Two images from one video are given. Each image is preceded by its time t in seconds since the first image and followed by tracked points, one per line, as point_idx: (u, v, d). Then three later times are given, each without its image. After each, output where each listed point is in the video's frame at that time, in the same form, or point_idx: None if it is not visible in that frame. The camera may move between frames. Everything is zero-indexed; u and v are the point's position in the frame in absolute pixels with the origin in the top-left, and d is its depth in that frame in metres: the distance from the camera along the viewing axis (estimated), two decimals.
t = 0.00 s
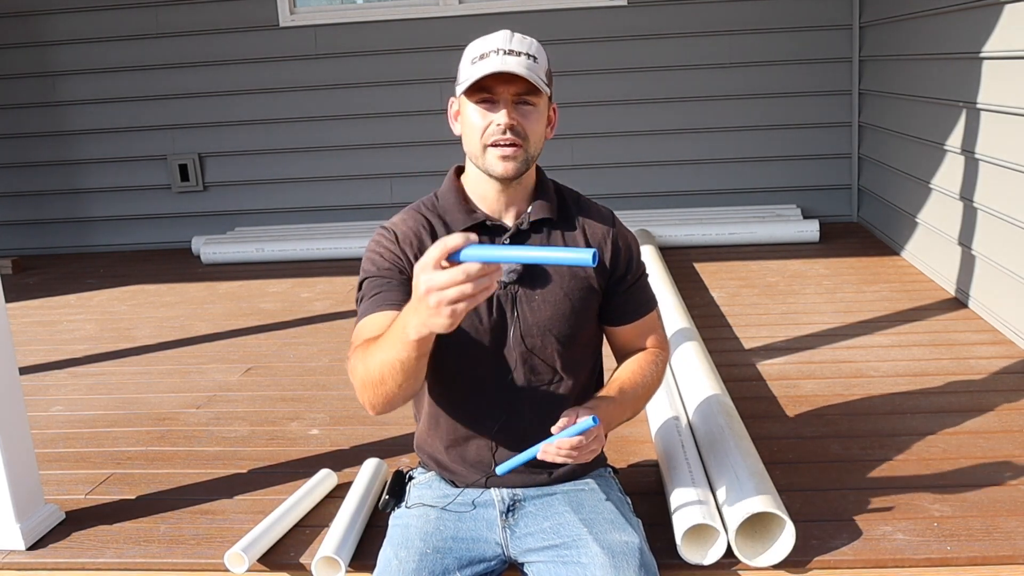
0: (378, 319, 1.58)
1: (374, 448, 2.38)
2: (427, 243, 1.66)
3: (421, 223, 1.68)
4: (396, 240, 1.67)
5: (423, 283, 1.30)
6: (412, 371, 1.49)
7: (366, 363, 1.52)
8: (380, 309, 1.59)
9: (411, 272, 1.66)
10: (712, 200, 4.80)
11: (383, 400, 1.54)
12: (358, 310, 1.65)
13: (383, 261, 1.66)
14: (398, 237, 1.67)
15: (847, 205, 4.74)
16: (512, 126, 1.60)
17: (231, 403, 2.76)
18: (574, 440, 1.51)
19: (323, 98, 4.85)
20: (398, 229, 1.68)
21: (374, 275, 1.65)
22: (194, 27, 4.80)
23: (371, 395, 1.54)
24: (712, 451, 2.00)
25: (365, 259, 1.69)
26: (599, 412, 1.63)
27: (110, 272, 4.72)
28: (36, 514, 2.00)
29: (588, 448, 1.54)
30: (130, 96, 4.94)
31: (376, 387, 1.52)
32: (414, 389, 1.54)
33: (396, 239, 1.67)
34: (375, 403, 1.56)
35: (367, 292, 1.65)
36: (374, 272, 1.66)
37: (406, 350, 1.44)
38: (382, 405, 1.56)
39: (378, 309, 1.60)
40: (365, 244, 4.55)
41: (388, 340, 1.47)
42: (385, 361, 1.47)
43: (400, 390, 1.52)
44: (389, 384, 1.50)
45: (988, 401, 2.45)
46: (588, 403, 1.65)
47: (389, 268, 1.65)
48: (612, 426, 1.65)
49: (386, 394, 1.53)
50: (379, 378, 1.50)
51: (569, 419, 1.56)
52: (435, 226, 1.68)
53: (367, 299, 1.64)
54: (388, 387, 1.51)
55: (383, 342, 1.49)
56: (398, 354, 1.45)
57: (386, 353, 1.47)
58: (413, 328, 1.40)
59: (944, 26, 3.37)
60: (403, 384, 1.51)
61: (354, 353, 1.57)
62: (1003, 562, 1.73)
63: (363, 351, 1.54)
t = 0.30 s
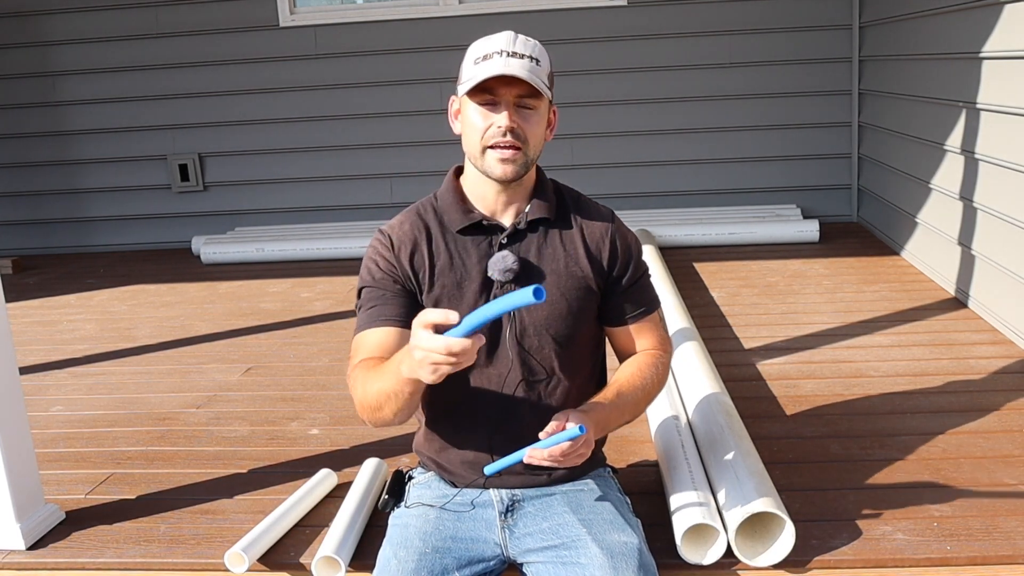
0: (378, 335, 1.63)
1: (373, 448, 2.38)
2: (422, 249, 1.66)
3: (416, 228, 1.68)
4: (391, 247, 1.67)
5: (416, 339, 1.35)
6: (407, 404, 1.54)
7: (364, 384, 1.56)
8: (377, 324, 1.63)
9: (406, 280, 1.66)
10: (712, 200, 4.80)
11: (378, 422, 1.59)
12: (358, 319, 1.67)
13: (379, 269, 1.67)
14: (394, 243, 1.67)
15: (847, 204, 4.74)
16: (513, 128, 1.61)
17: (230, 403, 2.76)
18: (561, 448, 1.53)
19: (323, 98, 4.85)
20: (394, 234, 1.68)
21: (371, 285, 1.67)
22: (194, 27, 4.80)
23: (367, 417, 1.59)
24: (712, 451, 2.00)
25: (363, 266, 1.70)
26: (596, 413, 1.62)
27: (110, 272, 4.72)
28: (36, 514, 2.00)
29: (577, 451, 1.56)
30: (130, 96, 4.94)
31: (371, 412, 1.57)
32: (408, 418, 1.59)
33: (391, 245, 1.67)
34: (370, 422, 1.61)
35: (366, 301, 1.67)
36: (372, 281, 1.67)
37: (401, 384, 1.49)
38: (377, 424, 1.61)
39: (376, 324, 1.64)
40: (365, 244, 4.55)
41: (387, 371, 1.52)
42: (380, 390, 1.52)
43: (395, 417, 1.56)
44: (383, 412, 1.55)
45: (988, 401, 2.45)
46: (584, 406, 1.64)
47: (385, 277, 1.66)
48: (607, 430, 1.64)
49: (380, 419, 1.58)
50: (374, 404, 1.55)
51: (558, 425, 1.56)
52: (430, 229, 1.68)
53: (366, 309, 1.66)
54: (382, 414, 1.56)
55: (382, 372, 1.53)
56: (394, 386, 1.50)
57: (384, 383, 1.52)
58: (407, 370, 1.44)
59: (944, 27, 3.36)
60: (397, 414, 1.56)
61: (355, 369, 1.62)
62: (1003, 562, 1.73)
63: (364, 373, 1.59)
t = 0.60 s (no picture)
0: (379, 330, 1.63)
1: (373, 448, 2.38)
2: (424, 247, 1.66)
3: (418, 226, 1.68)
4: (393, 245, 1.67)
5: (387, 296, 1.37)
6: (410, 384, 1.53)
7: (365, 373, 1.56)
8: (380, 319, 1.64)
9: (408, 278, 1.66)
10: (712, 200, 4.80)
11: (386, 411, 1.58)
12: (360, 316, 1.67)
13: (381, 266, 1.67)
14: (396, 241, 1.67)
15: (847, 204, 4.74)
16: (515, 127, 1.61)
17: (230, 403, 2.76)
18: (564, 450, 1.53)
19: (323, 98, 4.85)
20: (396, 232, 1.68)
21: (373, 281, 1.67)
22: (193, 27, 4.80)
23: (374, 407, 1.58)
24: (712, 451, 2.00)
25: (365, 264, 1.70)
26: (597, 414, 1.62)
27: (110, 272, 4.72)
28: (36, 514, 2.00)
29: (578, 454, 1.56)
30: (130, 96, 4.94)
31: (376, 400, 1.56)
32: (414, 401, 1.58)
33: (393, 243, 1.67)
34: (378, 414, 1.60)
35: (367, 298, 1.67)
36: (374, 278, 1.67)
37: (401, 364, 1.49)
38: (385, 416, 1.60)
39: (377, 319, 1.64)
40: (365, 244, 4.54)
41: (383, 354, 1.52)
42: (380, 374, 1.52)
43: (401, 401, 1.55)
44: (389, 397, 1.54)
45: (988, 401, 2.45)
46: (585, 407, 1.65)
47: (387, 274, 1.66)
48: (609, 430, 1.64)
49: (386, 406, 1.57)
50: (378, 391, 1.54)
51: (560, 427, 1.55)
52: (432, 227, 1.68)
53: (368, 306, 1.67)
54: (388, 401, 1.55)
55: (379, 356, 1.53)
56: (393, 368, 1.50)
57: (382, 367, 1.51)
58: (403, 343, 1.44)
59: (944, 27, 3.37)
60: (402, 397, 1.55)
61: (355, 364, 1.61)
62: (1003, 562, 1.73)
63: (363, 364, 1.58)
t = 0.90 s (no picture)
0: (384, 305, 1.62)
1: (374, 448, 2.38)
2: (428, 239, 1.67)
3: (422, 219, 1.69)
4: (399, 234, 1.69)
5: (413, 239, 1.39)
6: (423, 348, 1.49)
7: (374, 342, 1.53)
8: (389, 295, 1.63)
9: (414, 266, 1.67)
10: (712, 200, 4.81)
11: (395, 383, 1.54)
12: (364, 301, 1.67)
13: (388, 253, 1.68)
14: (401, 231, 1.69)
15: (847, 204, 4.74)
16: (512, 130, 1.61)
17: (230, 402, 2.76)
18: (569, 443, 1.51)
19: (323, 98, 4.85)
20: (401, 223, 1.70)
21: (378, 266, 1.68)
22: (193, 27, 4.80)
23: (383, 379, 1.54)
24: (712, 450, 2.00)
25: (370, 254, 1.71)
26: (600, 411, 1.64)
27: (110, 271, 4.72)
28: (36, 514, 2.00)
29: (583, 449, 1.55)
30: (130, 96, 4.94)
31: (387, 370, 1.52)
32: (425, 369, 1.54)
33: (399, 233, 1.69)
34: (387, 387, 1.56)
35: (372, 283, 1.67)
36: (380, 266, 1.68)
37: (415, 321, 1.45)
38: (393, 389, 1.56)
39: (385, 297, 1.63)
40: (365, 244, 4.54)
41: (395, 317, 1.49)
42: (392, 337, 1.49)
43: (411, 369, 1.52)
44: (399, 364, 1.51)
45: (987, 401, 2.45)
46: (589, 403, 1.66)
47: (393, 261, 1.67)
48: (612, 426, 1.65)
49: (396, 377, 1.53)
50: (388, 357, 1.51)
51: (564, 422, 1.57)
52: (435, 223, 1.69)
53: (372, 290, 1.66)
54: (398, 366, 1.51)
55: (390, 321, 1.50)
56: (407, 327, 1.46)
57: (395, 330, 1.48)
58: (419, 296, 1.42)
59: (943, 27, 3.37)
60: (413, 363, 1.51)
61: (362, 340, 1.58)
62: (1003, 561, 1.73)
63: (371, 335, 1.56)
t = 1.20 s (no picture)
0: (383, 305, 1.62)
1: (374, 448, 2.39)
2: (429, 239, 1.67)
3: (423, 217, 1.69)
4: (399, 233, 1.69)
5: (390, 209, 1.37)
6: (418, 331, 1.49)
7: (371, 333, 1.53)
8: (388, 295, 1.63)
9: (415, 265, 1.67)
10: (712, 200, 4.81)
11: (394, 372, 1.54)
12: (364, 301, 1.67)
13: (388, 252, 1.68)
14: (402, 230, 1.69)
15: (847, 204, 4.75)
16: (514, 129, 1.61)
17: (230, 402, 2.76)
18: (572, 444, 1.51)
19: (322, 98, 4.85)
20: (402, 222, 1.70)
21: (378, 265, 1.68)
22: (193, 27, 4.80)
23: (382, 368, 1.54)
24: (712, 450, 2.00)
25: (371, 254, 1.71)
26: (602, 411, 1.63)
27: (110, 272, 4.72)
28: (37, 514, 2.01)
29: (585, 450, 1.55)
30: (129, 96, 4.94)
31: (384, 358, 1.52)
32: (422, 357, 1.53)
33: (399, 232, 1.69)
34: (386, 377, 1.55)
35: (372, 283, 1.67)
36: (381, 264, 1.68)
37: (406, 299, 1.45)
38: (393, 380, 1.56)
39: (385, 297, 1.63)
40: (365, 244, 4.54)
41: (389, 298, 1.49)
42: (387, 321, 1.49)
43: (408, 356, 1.51)
44: (397, 351, 1.51)
45: (987, 401, 2.45)
46: (591, 403, 1.66)
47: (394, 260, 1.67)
48: (615, 426, 1.65)
49: (394, 364, 1.53)
50: (386, 346, 1.51)
51: (569, 420, 1.56)
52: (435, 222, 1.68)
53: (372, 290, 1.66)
54: (395, 352, 1.51)
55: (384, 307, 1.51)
56: (400, 307, 1.46)
57: (389, 313, 1.48)
58: (407, 272, 1.42)
59: (943, 27, 3.37)
60: (409, 350, 1.51)
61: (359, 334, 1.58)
62: (1002, 561, 1.73)
63: (368, 327, 1.56)
